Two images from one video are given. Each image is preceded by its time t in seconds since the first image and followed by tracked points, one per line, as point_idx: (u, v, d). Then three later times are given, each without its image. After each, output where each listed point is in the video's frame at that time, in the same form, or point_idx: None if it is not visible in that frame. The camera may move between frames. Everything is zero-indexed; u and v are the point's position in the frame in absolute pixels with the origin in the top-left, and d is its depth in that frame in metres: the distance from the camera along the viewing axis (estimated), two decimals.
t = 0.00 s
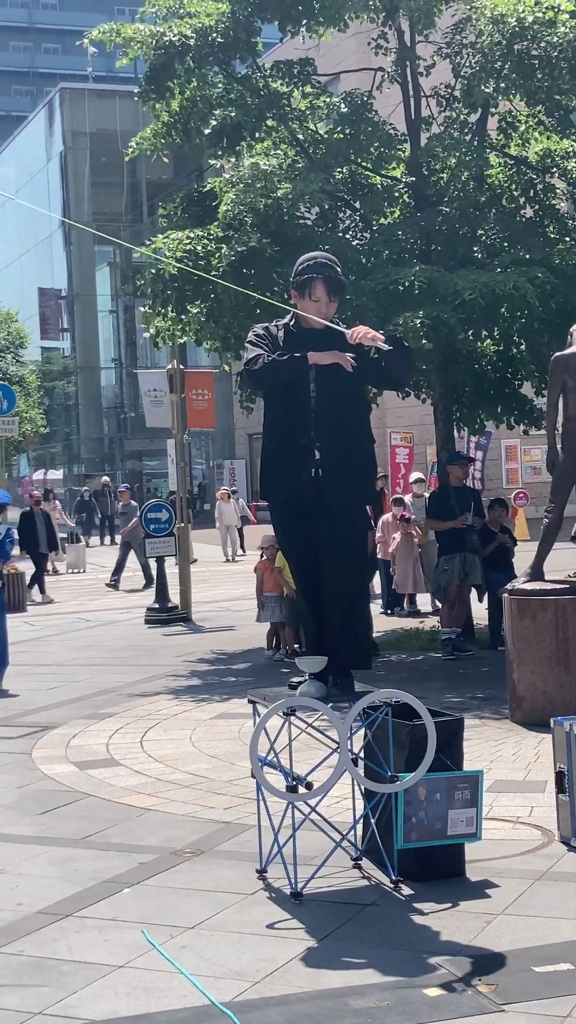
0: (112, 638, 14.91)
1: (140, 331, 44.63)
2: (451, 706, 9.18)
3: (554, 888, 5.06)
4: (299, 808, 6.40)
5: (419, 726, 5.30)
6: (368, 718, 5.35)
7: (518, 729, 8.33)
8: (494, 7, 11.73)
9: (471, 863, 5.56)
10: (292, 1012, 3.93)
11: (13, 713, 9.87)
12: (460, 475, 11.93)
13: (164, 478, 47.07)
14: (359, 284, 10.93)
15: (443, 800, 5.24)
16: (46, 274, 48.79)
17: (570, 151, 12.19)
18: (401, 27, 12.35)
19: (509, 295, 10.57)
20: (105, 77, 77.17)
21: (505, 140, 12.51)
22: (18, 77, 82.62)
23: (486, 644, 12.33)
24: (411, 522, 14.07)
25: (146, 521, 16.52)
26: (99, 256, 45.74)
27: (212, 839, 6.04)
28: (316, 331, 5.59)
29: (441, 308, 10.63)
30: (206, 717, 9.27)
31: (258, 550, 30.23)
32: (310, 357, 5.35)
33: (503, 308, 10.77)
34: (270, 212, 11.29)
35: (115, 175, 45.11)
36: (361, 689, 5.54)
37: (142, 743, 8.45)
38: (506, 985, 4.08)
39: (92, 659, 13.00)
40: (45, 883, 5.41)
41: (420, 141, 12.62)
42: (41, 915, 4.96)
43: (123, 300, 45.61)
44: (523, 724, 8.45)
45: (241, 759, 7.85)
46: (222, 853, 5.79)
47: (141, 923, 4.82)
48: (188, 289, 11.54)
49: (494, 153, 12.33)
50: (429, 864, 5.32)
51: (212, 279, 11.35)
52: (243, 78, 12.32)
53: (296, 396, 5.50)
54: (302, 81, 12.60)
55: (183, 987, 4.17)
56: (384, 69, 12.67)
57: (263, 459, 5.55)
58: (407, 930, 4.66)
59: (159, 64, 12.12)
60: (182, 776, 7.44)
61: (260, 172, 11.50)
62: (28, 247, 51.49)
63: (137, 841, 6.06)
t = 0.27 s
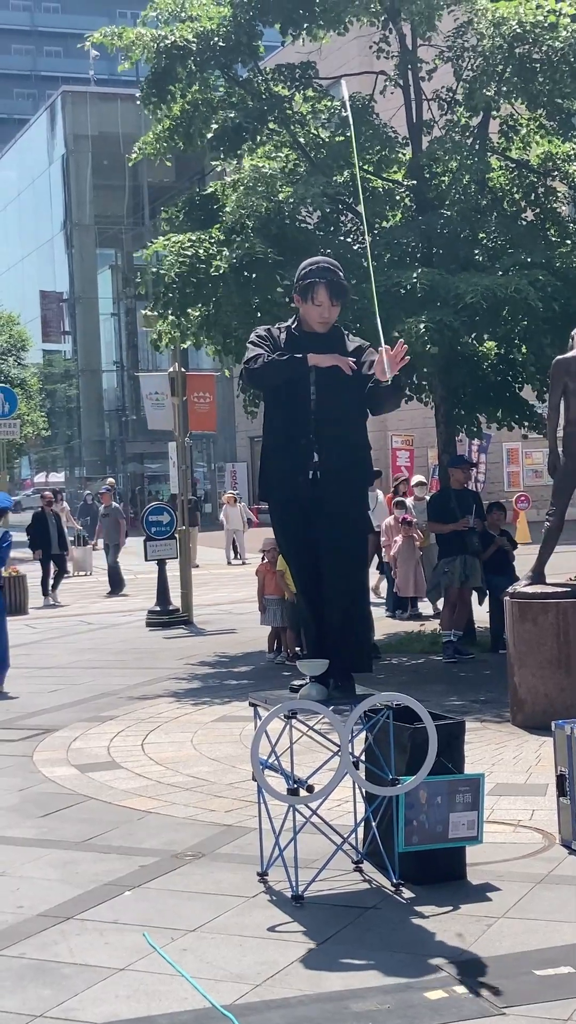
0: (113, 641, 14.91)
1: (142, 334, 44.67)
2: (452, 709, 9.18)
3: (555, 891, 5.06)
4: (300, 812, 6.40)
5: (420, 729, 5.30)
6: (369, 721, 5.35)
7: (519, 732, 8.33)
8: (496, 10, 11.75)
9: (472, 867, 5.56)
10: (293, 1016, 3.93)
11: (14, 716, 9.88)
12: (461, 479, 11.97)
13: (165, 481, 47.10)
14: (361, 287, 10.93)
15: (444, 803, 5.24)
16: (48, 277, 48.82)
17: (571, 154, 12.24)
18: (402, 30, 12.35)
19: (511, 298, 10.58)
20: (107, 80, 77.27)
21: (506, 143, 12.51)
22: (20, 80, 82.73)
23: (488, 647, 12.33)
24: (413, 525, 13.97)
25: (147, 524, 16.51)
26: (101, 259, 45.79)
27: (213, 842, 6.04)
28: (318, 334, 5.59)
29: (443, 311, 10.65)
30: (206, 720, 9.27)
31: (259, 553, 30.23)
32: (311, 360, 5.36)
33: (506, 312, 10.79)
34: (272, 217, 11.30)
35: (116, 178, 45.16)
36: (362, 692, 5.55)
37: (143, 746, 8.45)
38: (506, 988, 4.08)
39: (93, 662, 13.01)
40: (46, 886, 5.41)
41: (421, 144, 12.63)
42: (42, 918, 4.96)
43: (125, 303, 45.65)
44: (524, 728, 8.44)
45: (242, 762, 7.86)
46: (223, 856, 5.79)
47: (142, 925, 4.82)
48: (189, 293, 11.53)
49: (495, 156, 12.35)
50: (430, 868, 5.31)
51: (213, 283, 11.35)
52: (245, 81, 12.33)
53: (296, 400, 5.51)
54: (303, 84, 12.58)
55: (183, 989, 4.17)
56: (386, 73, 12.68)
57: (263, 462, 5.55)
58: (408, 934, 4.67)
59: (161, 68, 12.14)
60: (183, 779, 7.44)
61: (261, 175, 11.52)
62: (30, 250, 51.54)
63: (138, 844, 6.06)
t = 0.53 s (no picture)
0: (114, 644, 14.92)
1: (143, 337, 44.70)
2: (452, 713, 9.19)
3: (555, 894, 5.06)
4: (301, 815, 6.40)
5: (420, 732, 5.30)
6: (369, 725, 5.36)
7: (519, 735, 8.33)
8: (496, 14, 11.76)
9: (472, 870, 5.56)
10: (293, 1019, 3.93)
11: (15, 719, 9.88)
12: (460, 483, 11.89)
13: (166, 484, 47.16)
14: (362, 291, 10.94)
15: (444, 806, 5.24)
16: (49, 280, 48.86)
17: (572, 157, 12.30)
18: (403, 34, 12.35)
19: (512, 301, 10.63)
20: (108, 83, 77.39)
21: (506, 147, 12.52)
22: (21, 83, 82.92)
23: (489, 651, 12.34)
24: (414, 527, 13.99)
25: (148, 527, 16.51)
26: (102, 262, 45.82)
27: (213, 845, 6.04)
28: (318, 338, 5.61)
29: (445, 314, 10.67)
30: (207, 723, 9.27)
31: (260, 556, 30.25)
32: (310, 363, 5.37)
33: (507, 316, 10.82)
34: (273, 220, 11.39)
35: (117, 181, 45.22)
36: (362, 696, 5.55)
37: (143, 749, 8.45)
38: (506, 991, 4.08)
39: (93, 665, 13.01)
40: (46, 889, 5.42)
41: (422, 147, 12.64)
42: (42, 922, 4.97)
43: (126, 307, 45.69)
44: (524, 731, 8.45)
45: (242, 765, 7.86)
46: (223, 859, 5.79)
47: (142, 929, 4.82)
48: (189, 296, 11.52)
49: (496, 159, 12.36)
50: (431, 871, 5.32)
51: (214, 286, 11.36)
52: (246, 85, 12.35)
53: (296, 403, 5.51)
54: (304, 87, 12.62)
55: (184, 992, 4.17)
56: (386, 76, 12.71)
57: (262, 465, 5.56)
58: (408, 937, 4.67)
59: (162, 71, 12.16)
60: (184, 782, 7.45)
61: (262, 179, 11.54)
62: (31, 253, 51.59)
63: (138, 848, 6.07)
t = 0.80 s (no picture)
0: (113, 647, 14.90)
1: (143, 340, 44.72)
2: (451, 715, 9.18)
3: (554, 898, 5.05)
4: (299, 818, 6.39)
5: (418, 734, 5.30)
6: (368, 727, 5.35)
7: (518, 738, 8.32)
8: (496, 16, 11.76)
9: (471, 873, 5.55)
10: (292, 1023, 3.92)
11: (13, 722, 9.87)
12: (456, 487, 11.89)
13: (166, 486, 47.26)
14: (361, 293, 10.95)
15: (443, 809, 5.24)
16: (48, 282, 48.87)
17: (571, 160, 12.32)
18: (402, 37, 12.37)
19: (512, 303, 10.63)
20: (108, 86, 77.58)
21: (506, 149, 12.52)
22: (21, 86, 83.14)
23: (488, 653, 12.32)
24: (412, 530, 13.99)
25: (147, 529, 16.49)
26: (102, 264, 45.84)
27: (212, 848, 6.04)
28: (317, 340, 5.61)
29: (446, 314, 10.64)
30: (206, 726, 9.26)
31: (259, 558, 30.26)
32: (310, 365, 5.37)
33: (506, 317, 10.83)
34: (272, 223, 11.41)
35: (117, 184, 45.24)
36: (361, 699, 5.55)
37: (142, 752, 8.44)
38: (505, 996, 4.07)
39: (92, 667, 13.00)
40: (44, 892, 5.40)
41: (421, 150, 12.65)
42: (40, 925, 4.95)
43: (125, 309, 45.71)
44: (524, 734, 8.44)
45: (241, 768, 7.85)
46: (221, 863, 5.78)
47: (140, 932, 4.81)
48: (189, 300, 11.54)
49: (495, 162, 12.38)
50: (429, 874, 5.31)
51: (214, 290, 11.38)
52: (245, 88, 12.36)
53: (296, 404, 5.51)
54: (303, 89, 12.64)
55: (182, 996, 4.17)
56: (386, 79, 12.72)
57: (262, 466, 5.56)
58: (406, 941, 4.66)
59: (161, 74, 12.17)
60: (182, 785, 7.44)
61: (261, 183, 11.55)
62: (30, 256, 51.63)
63: (137, 851, 6.05)
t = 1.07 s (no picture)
0: (112, 649, 14.91)
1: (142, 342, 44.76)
2: (451, 717, 9.19)
3: (553, 900, 5.06)
4: (299, 820, 6.39)
5: (417, 736, 5.30)
6: (367, 729, 5.35)
7: (517, 740, 8.33)
8: (495, 18, 11.75)
9: (470, 875, 5.56)
10: None
11: (13, 724, 9.87)
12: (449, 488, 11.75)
13: (165, 488, 47.29)
14: (360, 295, 10.96)
15: (442, 811, 5.24)
16: (48, 284, 48.89)
17: (570, 163, 12.26)
18: (402, 39, 12.37)
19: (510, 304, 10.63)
20: (107, 88, 77.64)
21: (505, 152, 12.52)
22: (20, 88, 83.21)
23: (487, 655, 12.33)
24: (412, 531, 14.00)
25: (146, 532, 16.51)
26: (101, 266, 45.86)
27: (211, 850, 6.04)
28: (314, 342, 5.61)
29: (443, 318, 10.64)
30: (205, 729, 9.26)
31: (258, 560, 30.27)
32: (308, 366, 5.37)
33: (504, 318, 10.82)
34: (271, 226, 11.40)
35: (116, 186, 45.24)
36: (360, 701, 5.55)
37: (142, 755, 8.44)
38: (505, 997, 4.08)
39: (92, 670, 13.00)
40: (44, 895, 5.41)
41: (420, 152, 12.67)
42: (39, 927, 4.95)
43: (125, 311, 45.73)
44: (523, 735, 8.44)
45: (240, 770, 7.86)
46: (220, 865, 5.79)
47: (139, 934, 4.82)
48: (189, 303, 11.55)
49: (494, 164, 12.40)
50: (428, 876, 5.31)
51: (214, 293, 11.39)
52: (244, 90, 12.35)
53: (296, 406, 5.50)
54: (302, 92, 12.60)
55: (181, 998, 4.17)
56: (385, 81, 12.72)
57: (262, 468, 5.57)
58: (406, 942, 4.67)
59: (160, 76, 12.17)
60: (182, 787, 7.45)
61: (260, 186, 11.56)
62: (29, 258, 51.64)
63: (136, 853, 6.06)
